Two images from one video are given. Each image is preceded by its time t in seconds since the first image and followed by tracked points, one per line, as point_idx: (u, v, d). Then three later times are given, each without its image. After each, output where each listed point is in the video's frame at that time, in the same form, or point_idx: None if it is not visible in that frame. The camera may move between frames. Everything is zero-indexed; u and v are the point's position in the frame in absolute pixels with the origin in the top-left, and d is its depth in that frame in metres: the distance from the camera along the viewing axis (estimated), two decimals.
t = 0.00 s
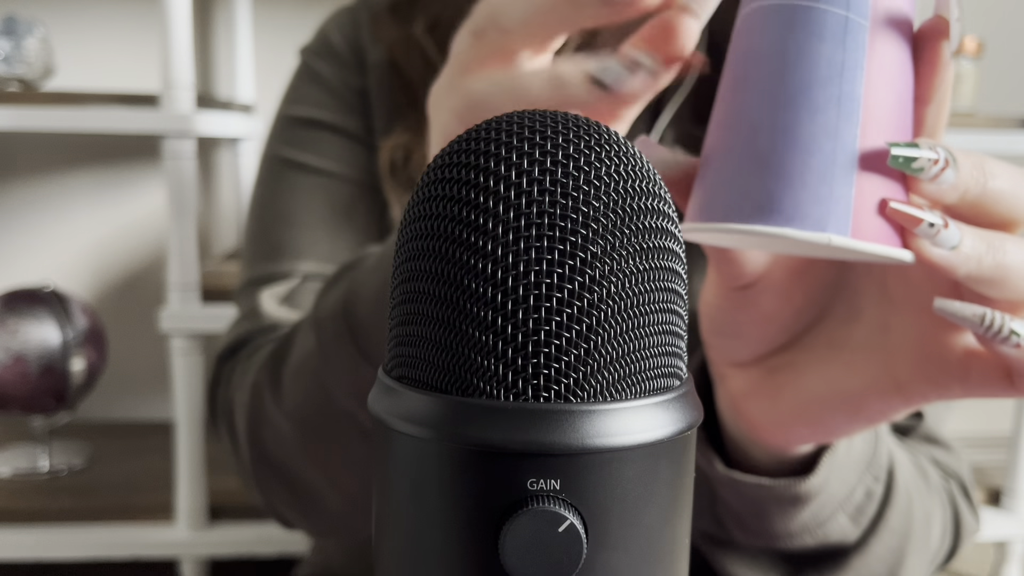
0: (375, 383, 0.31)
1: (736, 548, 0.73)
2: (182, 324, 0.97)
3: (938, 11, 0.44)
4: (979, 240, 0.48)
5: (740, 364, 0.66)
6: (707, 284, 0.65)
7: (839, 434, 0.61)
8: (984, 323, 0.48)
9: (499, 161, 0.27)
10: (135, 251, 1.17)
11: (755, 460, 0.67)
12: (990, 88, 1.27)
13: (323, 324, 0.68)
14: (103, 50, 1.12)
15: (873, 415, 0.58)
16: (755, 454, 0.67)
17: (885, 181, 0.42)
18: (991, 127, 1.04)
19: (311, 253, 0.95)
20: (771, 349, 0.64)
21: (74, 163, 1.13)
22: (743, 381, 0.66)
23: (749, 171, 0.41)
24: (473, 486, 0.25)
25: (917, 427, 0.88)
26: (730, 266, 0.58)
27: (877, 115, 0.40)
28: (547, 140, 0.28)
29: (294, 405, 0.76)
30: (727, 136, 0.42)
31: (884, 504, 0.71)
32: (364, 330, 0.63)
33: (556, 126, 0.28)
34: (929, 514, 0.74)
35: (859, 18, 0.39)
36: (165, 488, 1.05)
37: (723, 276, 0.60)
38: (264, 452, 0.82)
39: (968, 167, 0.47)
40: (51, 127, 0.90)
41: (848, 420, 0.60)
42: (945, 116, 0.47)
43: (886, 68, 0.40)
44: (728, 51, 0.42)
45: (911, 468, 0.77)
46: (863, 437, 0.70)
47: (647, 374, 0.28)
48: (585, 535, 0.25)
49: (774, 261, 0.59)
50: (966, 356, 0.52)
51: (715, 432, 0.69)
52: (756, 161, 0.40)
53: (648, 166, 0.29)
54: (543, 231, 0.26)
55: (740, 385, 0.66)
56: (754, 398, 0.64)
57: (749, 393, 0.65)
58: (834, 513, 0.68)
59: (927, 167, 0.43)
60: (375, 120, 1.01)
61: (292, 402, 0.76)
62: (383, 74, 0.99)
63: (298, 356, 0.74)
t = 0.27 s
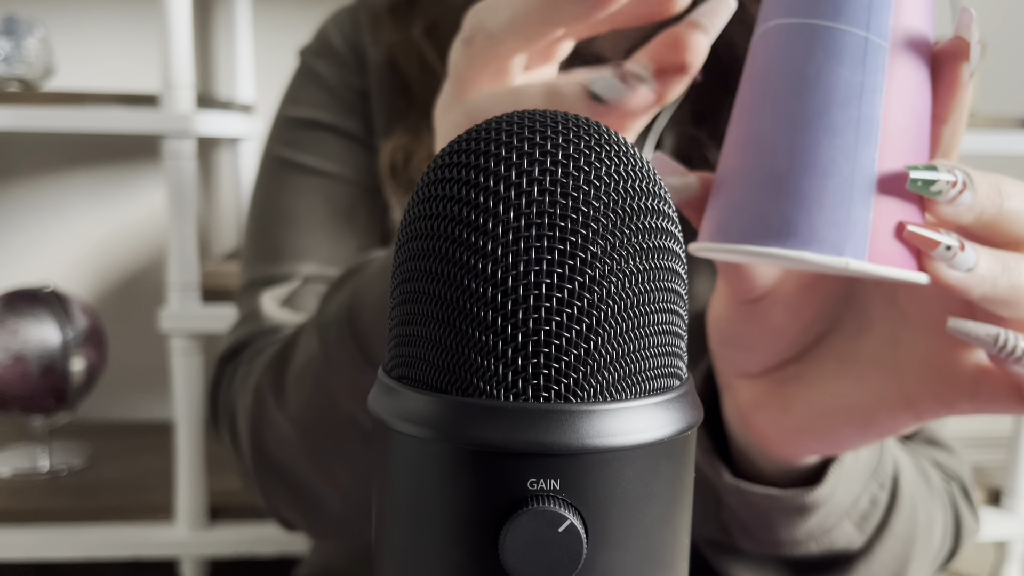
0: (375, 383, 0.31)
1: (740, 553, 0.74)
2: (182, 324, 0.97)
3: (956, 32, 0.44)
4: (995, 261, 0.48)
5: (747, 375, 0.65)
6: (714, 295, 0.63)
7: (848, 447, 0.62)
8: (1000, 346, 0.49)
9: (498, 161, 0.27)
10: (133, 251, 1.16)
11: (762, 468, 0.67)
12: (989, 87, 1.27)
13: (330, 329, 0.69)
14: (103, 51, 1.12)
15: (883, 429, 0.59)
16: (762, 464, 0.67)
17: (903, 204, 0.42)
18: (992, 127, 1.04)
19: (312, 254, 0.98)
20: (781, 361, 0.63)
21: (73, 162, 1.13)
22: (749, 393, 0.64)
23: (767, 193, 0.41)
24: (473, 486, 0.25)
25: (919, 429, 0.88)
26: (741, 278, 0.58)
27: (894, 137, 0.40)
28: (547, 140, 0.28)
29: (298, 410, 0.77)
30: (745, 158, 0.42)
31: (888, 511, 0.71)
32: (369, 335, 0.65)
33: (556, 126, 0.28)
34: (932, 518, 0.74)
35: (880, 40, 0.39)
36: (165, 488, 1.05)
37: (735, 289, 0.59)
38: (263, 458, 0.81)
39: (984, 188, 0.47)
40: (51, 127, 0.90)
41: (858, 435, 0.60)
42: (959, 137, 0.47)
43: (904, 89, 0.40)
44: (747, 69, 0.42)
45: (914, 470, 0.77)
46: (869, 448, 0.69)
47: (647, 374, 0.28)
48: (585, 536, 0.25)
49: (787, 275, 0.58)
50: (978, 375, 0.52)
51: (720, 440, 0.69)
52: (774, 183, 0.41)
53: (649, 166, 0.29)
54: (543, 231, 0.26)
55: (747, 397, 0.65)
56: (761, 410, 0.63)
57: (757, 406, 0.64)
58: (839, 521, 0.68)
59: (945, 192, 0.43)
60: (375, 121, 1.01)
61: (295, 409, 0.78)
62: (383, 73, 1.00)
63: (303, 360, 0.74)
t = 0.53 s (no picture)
0: (375, 382, 0.31)
1: (740, 555, 0.74)
2: (181, 324, 0.97)
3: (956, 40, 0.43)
4: (994, 270, 0.48)
5: (748, 380, 0.64)
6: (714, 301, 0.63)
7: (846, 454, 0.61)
8: (999, 353, 0.49)
9: (499, 161, 0.27)
10: (135, 251, 1.16)
11: (761, 472, 0.67)
12: (988, 87, 1.27)
13: (324, 331, 0.68)
14: (103, 51, 1.12)
15: (882, 436, 0.58)
16: (760, 467, 0.67)
17: (902, 214, 0.41)
18: (990, 128, 1.04)
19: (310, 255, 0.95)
20: (780, 365, 0.63)
21: (73, 162, 1.13)
22: (749, 400, 0.64)
23: (765, 202, 0.41)
24: (473, 486, 0.25)
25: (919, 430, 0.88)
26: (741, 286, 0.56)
27: (893, 146, 0.40)
28: (547, 140, 0.28)
29: (294, 411, 0.76)
30: (740, 166, 0.42)
31: (888, 513, 0.71)
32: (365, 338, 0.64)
33: (556, 126, 0.28)
34: (931, 520, 0.74)
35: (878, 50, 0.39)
36: (165, 489, 1.05)
37: (733, 296, 0.58)
38: (262, 457, 0.82)
39: (983, 196, 0.46)
40: (51, 127, 0.90)
41: (857, 441, 0.59)
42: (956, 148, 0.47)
43: (903, 98, 0.40)
44: (744, 77, 0.42)
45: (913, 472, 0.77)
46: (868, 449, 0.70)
47: (647, 374, 0.28)
48: (585, 535, 0.25)
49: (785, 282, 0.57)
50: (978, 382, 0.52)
51: (719, 443, 0.69)
52: (771, 191, 0.40)
53: (649, 167, 0.29)
54: (543, 231, 0.27)
55: (747, 404, 0.64)
56: (761, 417, 0.63)
57: (756, 413, 0.63)
58: (838, 524, 0.68)
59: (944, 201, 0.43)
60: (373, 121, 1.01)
61: (293, 408, 0.76)
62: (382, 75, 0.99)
63: (297, 360, 0.74)
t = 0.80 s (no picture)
0: (375, 383, 0.31)
1: (739, 554, 0.74)
2: (181, 324, 0.97)
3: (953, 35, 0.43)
4: (992, 265, 0.48)
5: (746, 379, 0.64)
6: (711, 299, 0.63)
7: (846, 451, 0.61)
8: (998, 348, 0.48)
9: (498, 161, 0.27)
10: (135, 250, 1.16)
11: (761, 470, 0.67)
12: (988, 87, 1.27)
13: (323, 331, 0.68)
14: (103, 51, 1.12)
15: (882, 432, 0.58)
16: (760, 466, 0.67)
17: (900, 209, 0.41)
18: (990, 128, 1.04)
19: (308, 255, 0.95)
20: (779, 364, 0.62)
21: (73, 162, 1.13)
22: (748, 398, 0.64)
23: (762, 199, 0.40)
24: (472, 487, 0.25)
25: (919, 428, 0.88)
26: (739, 283, 0.57)
27: (890, 142, 0.40)
28: (547, 140, 0.28)
29: (292, 409, 0.76)
30: (738, 164, 0.41)
31: (887, 512, 0.71)
32: (364, 335, 0.63)
33: (555, 126, 0.28)
34: (932, 518, 0.74)
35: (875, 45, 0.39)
36: (165, 489, 1.05)
37: (733, 293, 0.58)
38: (262, 457, 0.82)
39: (981, 191, 0.47)
40: (51, 127, 0.90)
41: (856, 438, 0.59)
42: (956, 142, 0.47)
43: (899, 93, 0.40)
44: (741, 73, 0.42)
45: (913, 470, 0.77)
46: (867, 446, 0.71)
47: (647, 374, 0.28)
48: (585, 535, 0.25)
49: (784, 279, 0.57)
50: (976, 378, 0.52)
51: (719, 443, 0.69)
52: (768, 188, 0.40)
53: (649, 166, 0.29)
54: (543, 231, 0.27)
55: (745, 402, 0.64)
56: (760, 415, 0.63)
57: (755, 411, 0.63)
58: (838, 522, 0.68)
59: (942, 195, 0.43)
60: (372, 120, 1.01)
61: (291, 407, 0.76)
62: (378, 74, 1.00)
63: (296, 359, 0.74)
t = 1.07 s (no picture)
0: (375, 382, 0.31)
1: (738, 554, 0.74)
2: (181, 324, 0.97)
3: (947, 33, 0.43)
4: (987, 263, 0.48)
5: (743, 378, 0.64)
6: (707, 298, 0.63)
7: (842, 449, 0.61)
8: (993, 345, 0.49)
9: (499, 161, 0.27)
10: (134, 250, 1.17)
11: (758, 468, 0.67)
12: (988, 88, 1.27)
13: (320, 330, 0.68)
14: (102, 50, 1.12)
15: (878, 430, 0.58)
16: (757, 465, 0.67)
17: (894, 206, 0.41)
18: (990, 128, 1.04)
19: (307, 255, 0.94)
20: (775, 363, 0.63)
21: (72, 162, 1.13)
22: (745, 396, 0.64)
23: (756, 197, 0.40)
24: (472, 486, 0.25)
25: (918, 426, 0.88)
26: (734, 282, 0.57)
27: (884, 139, 0.40)
28: (547, 140, 0.28)
29: (290, 408, 0.76)
30: (732, 162, 0.41)
31: (885, 510, 0.71)
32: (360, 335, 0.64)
33: (556, 126, 0.28)
34: (930, 516, 0.74)
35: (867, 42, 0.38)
36: (165, 489, 1.05)
37: (727, 292, 0.58)
38: (261, 456, 0.82)
39: (975, 189, 0.47)
40: (50, 127, 0.90)
41: (853, 435, 0.59)
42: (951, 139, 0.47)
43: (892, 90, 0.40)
44: (735, 70, 0.42)
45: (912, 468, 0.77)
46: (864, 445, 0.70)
47: (647, 374, 0.28)
48: (585, 535, 0.25)
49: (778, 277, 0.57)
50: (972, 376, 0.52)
51: (717, 441, 0.69)
52: (761, 186, 0.40)
53: (648, 166, 0.29)
54: (544, 231, 0.26)
55: (743, 401, 0.64)
56: (757, 413, 0.63)
57: (752, 410, 0.64)
58: (836, 521, 0.68)
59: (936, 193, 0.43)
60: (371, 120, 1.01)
61: (289, 406, 0.76)
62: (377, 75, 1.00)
63: (293, 358, 0.74)
